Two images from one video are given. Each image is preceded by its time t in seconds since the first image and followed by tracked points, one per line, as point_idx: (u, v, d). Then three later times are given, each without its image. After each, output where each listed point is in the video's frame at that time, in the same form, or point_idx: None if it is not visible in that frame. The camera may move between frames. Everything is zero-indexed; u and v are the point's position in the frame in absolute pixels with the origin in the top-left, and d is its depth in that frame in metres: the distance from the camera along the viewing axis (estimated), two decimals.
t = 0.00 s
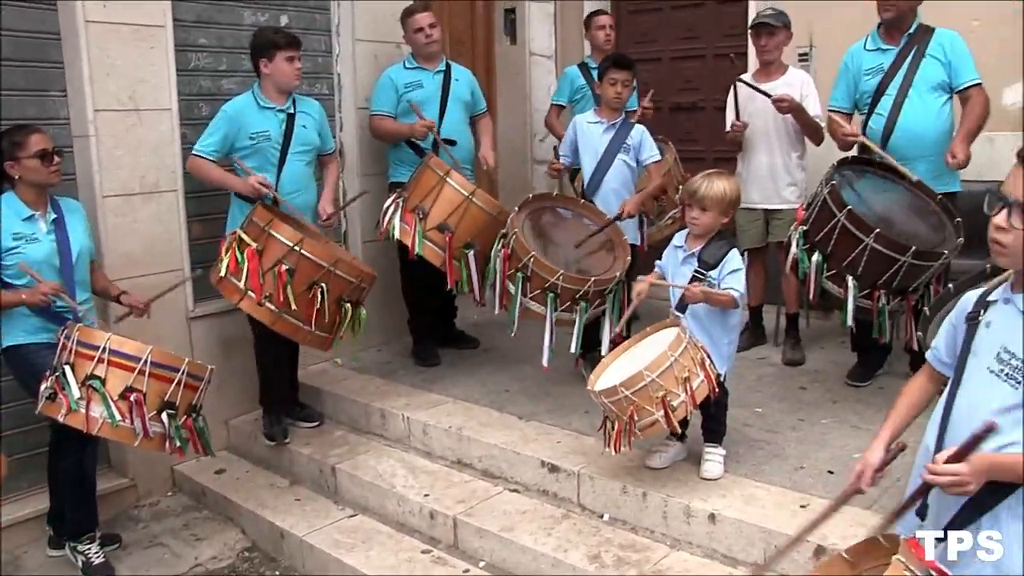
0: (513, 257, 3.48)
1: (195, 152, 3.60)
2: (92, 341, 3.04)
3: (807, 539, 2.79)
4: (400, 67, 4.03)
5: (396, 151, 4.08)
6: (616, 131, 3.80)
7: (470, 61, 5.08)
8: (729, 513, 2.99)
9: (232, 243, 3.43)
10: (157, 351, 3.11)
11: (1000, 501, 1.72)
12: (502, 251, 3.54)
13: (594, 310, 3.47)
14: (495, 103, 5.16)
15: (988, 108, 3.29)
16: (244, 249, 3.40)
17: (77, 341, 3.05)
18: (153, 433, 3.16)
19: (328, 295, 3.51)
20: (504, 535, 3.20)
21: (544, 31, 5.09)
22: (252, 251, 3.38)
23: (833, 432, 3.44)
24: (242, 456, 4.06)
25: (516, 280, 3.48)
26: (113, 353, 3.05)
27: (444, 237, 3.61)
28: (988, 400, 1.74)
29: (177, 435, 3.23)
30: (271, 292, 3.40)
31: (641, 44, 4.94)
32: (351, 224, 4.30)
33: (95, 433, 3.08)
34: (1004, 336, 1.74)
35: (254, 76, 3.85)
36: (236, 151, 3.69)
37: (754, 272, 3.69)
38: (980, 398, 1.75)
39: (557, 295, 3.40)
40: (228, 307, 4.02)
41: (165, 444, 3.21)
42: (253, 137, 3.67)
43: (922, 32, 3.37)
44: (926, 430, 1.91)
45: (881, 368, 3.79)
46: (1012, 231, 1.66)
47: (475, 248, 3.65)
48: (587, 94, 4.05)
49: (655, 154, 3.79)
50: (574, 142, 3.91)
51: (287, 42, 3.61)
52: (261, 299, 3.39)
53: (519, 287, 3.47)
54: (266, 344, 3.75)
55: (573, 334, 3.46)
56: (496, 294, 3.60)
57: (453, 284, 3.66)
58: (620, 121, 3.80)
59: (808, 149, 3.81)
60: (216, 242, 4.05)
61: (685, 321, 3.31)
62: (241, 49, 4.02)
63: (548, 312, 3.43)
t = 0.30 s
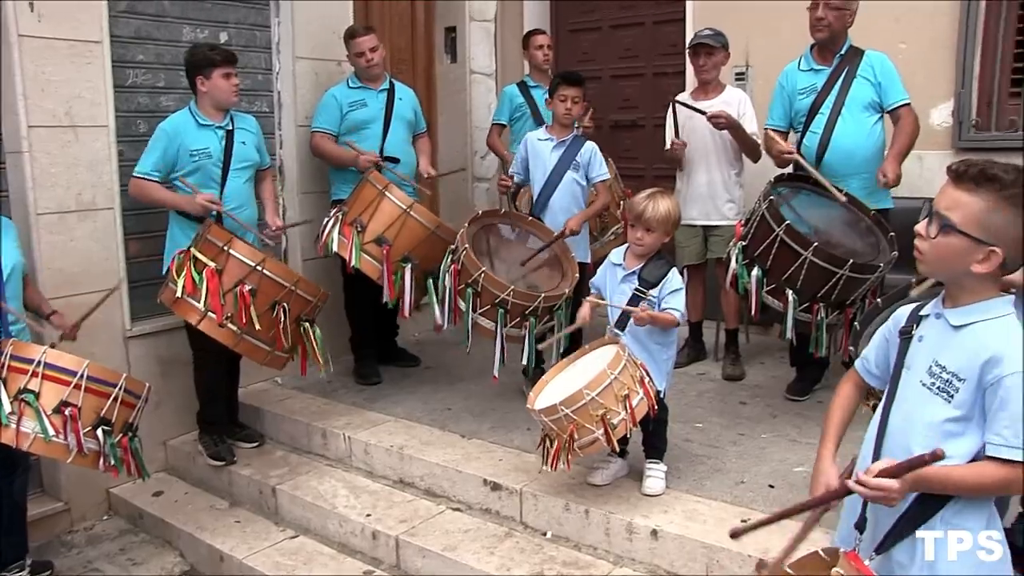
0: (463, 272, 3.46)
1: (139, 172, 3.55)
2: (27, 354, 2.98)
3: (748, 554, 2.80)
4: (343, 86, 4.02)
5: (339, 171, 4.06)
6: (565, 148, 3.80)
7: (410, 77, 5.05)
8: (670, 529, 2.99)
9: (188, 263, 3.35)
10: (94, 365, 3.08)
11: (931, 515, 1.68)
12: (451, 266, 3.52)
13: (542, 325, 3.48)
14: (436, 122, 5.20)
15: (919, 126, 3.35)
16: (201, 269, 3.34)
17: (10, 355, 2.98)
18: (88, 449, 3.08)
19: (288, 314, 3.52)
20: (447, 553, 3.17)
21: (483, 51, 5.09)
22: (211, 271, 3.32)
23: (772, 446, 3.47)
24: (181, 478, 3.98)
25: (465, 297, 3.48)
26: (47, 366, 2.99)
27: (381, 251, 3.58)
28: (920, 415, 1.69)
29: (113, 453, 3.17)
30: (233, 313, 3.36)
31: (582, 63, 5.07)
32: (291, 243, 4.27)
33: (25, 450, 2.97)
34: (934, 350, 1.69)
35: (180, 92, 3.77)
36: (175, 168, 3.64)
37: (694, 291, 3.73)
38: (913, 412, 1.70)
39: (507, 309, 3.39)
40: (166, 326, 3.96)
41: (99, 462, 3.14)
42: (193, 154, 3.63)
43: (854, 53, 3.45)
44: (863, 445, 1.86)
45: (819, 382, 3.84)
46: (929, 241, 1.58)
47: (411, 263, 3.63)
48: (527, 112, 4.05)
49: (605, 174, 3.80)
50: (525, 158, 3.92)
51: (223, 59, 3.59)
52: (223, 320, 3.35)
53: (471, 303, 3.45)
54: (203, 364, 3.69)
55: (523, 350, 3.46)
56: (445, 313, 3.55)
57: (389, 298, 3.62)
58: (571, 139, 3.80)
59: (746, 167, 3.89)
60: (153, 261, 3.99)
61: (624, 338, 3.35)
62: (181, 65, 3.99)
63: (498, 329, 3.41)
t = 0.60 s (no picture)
0: (428, 288, 3.47)
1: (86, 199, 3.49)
2: None
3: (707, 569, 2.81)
4: (298, 108, 4.02)
5: (293, 192, 4.05)
6: (526, 167, 3.81)
7: (364, 96, 5.06)
8: (630, 545, 2.99)
9: (156, 290, 3.33)
10: (46, 393, 3.03)
11: (885, 529, 1.71)
12: (417, 283, 3.51)
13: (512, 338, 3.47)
14: (390, 142, 5.24)
15: (866, 142, 3.41)
16: (172, 297, 3.33)
17: None
18: (42, 478, 3.04)
19: (260, 340, 3.53)
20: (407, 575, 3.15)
21: (436, 70, 5.17)
22: (183, 298, 3.32)
23: (729, 460, 3.48)
24: (136, 505, 3.92)
25: (434, 315, 3.47)
26: None
27: (335, 262, 3.55)
28: (875, 429, 1.71)
29: (68, 480, 3.12)
30: (207, 340, 3.36)
31: (535, 81, 5.17)
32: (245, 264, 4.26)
33: None
34: (888, 365, 1.71)
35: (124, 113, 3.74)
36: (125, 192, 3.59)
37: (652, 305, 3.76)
38: (868, 427, 1.72)
39: (475, 322, 3.38)
40: (119, 351, 3.92)
41: (54, 490, 3.09)
42: (143, 176, 3.60)
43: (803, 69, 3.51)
44: (822, 457, 1.87)
45: (774, 396, 3.89)
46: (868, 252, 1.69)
47: (368, 270, 3.59)
48: (480, 131, 4.10)
49: (570, 189, 3.79)
50: (488, 178, 3.92)
51: (166, 80, 3.58)
52: (197, 347, 3.34)
53: (439, 319, 3.45)
54: (157, 390, 3.66)
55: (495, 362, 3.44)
56: (416, 331, 3.55)
57: (350, 309, 3.57)
58: (531, 157, 3.81)
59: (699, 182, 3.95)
60: (104, 285, 3.95)
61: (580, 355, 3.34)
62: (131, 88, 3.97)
63: (469, 343, 3.41)
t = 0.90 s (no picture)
0: (395, 305, 3.46)
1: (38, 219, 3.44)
2: None
3: None
4: (255, 123, 4.01)
5: (250, 208, 4.03)
6: (489, 183, 3.81)
7: (323, 113, 5.07)
8: (588, 561, 2.94)
9: (129, 310, 3.28)
10: None
11: (835, 542, 1.74)
12: (383, 300, 3.51)
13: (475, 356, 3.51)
14: (349, 157, 5.24)
15: (820, 159, 3.48)
16: (147, 318, 3.28)
17: None
18: None
19: (232, 362, 3.51)
20: None
21: (396, 85, 5.24)
22: (159, 319, 3.28)
23: (688, 475, 3.49)
24: (89, 524, 3.86)
25: (398, 332, 3.46)
26: None
27: (289, 281, 3.52)
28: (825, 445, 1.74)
29: (20, 502, 3.08)
30: (183, 362, 3.33)
31: (496, 97, 5.33)
32: (203, 279, 4.26)
33: None
34: (837, 383, 1.74)
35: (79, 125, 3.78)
36: (78, 208, 3.54)
37: (609, 322, 3.83)
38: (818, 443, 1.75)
39: (440, 342, 3.40)
40: (72, 368, 3.88)
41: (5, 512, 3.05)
42: (96, 189, 3.55)
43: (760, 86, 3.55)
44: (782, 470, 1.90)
45: (731, 411, 3.94)
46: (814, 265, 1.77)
47: (321, 291, 3.55)
48: (440, 147, 4.15)
49: (532, 207, 3.83)
50: (449, 193, 3.93)
51: (111, 91, 3.54)
52: (173, 369, 3.31)
53: (402, 337, 3.45)
54: (112, 406, 3.62)
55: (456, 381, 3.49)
56: (380, 348, 3.57)
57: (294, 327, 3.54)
58: (493, 173, 3.81)
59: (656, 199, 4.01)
60: (59, 300, 3.90)
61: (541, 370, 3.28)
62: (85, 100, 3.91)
63: (432, 361, 3.43)
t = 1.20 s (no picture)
0: (374, 313, 3.45)
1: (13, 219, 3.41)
2: None
3: None
4: (231, 127, 4.00)
5: (225, 213, 4.05)
6: (465, 192, 3.83)
7: (301, 119, 5.04)
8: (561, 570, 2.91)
9: (115, 315, 3.25)
10: None
11: (804, 552, 1.72)
12: (362, 307, 3.50)
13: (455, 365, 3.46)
14: (326, 163, 5.24)
15: (795, 172, 3.49)
16: (134, 323, 3.26)
17: None
18: None
19: (218, 365, 3.51)
20: None
21: (373, 93, 5.28)
22: (147, 324, 3.26)
23: (662, 484, 3.49)
24: (60, 531, 3.84)
25: (378, 340, 3.45)
26: None
27: (259, 292, 3.53)
28: (797, 457, 1.72)
29: None
30: (172, 366, 3.32)
31: (473, 106, 5.35)
32: (177, 283, 4.26)
33: None
34: (807, 395, 1.73)
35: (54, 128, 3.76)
36: (54, 212, 3.52)
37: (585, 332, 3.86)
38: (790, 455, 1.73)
39: (420, 350, 3.39)
40: (45, 371, 3.86)
41: None
42: (73, 195, 3.54)
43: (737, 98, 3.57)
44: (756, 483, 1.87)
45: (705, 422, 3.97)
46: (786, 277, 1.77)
47: (292, 302, 3.55)
48: (417, 156, 4.19)
49: (507, 216, 3.83)
50: (424, 202, 3.94)
51: (87, 94, 3.53)
52: (163, 373, 3.29)
53: (382, 346, 3.43)
54: (84, 412, 3.60)
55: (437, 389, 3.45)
56: (360, 356, 3.54)
57: (271, 339, 3.55)
58: (471, 182, 3.84)
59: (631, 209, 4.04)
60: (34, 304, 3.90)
61: (516, 379, 3.21)
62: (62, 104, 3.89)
63: (412, 370, 3.42)
